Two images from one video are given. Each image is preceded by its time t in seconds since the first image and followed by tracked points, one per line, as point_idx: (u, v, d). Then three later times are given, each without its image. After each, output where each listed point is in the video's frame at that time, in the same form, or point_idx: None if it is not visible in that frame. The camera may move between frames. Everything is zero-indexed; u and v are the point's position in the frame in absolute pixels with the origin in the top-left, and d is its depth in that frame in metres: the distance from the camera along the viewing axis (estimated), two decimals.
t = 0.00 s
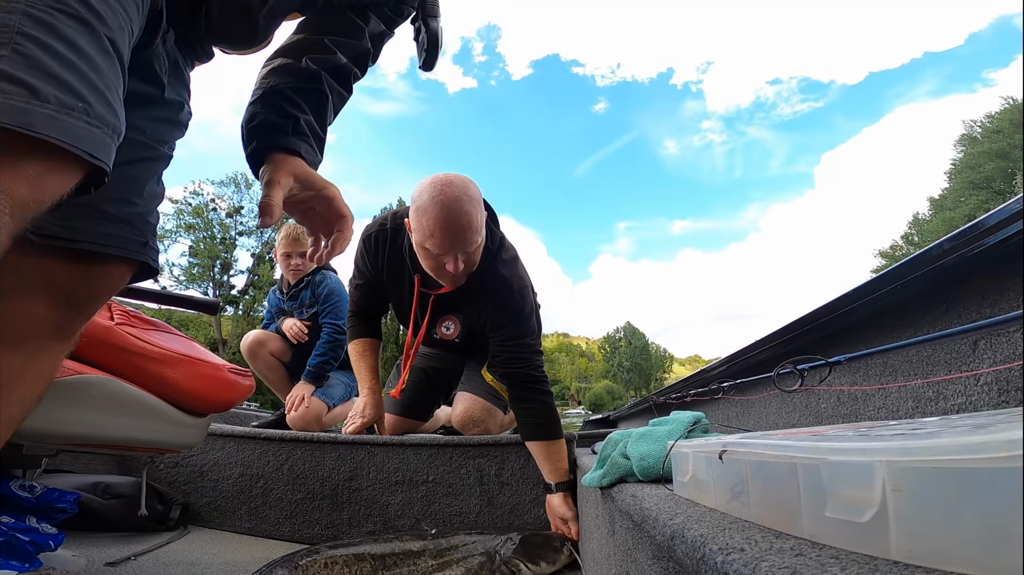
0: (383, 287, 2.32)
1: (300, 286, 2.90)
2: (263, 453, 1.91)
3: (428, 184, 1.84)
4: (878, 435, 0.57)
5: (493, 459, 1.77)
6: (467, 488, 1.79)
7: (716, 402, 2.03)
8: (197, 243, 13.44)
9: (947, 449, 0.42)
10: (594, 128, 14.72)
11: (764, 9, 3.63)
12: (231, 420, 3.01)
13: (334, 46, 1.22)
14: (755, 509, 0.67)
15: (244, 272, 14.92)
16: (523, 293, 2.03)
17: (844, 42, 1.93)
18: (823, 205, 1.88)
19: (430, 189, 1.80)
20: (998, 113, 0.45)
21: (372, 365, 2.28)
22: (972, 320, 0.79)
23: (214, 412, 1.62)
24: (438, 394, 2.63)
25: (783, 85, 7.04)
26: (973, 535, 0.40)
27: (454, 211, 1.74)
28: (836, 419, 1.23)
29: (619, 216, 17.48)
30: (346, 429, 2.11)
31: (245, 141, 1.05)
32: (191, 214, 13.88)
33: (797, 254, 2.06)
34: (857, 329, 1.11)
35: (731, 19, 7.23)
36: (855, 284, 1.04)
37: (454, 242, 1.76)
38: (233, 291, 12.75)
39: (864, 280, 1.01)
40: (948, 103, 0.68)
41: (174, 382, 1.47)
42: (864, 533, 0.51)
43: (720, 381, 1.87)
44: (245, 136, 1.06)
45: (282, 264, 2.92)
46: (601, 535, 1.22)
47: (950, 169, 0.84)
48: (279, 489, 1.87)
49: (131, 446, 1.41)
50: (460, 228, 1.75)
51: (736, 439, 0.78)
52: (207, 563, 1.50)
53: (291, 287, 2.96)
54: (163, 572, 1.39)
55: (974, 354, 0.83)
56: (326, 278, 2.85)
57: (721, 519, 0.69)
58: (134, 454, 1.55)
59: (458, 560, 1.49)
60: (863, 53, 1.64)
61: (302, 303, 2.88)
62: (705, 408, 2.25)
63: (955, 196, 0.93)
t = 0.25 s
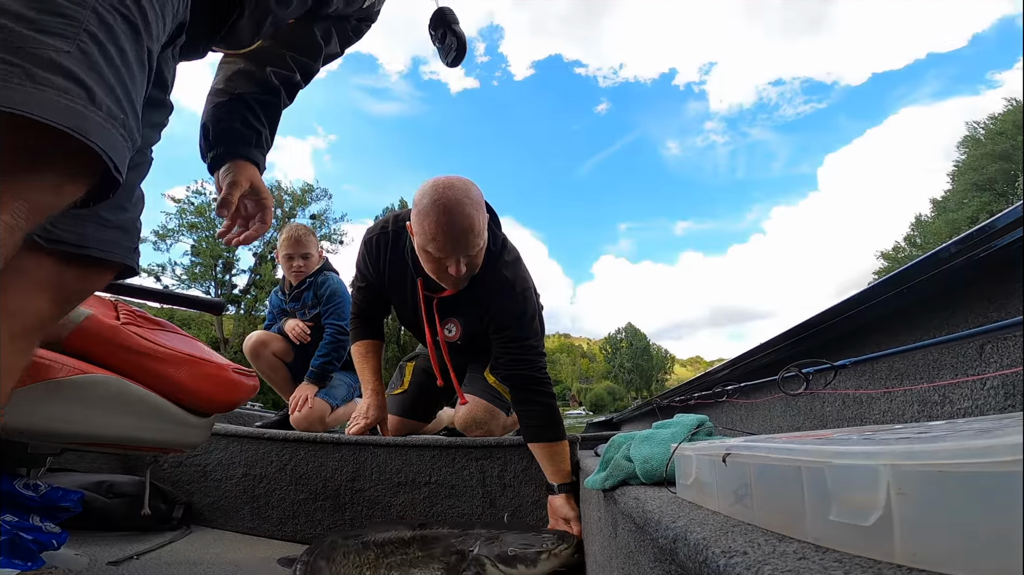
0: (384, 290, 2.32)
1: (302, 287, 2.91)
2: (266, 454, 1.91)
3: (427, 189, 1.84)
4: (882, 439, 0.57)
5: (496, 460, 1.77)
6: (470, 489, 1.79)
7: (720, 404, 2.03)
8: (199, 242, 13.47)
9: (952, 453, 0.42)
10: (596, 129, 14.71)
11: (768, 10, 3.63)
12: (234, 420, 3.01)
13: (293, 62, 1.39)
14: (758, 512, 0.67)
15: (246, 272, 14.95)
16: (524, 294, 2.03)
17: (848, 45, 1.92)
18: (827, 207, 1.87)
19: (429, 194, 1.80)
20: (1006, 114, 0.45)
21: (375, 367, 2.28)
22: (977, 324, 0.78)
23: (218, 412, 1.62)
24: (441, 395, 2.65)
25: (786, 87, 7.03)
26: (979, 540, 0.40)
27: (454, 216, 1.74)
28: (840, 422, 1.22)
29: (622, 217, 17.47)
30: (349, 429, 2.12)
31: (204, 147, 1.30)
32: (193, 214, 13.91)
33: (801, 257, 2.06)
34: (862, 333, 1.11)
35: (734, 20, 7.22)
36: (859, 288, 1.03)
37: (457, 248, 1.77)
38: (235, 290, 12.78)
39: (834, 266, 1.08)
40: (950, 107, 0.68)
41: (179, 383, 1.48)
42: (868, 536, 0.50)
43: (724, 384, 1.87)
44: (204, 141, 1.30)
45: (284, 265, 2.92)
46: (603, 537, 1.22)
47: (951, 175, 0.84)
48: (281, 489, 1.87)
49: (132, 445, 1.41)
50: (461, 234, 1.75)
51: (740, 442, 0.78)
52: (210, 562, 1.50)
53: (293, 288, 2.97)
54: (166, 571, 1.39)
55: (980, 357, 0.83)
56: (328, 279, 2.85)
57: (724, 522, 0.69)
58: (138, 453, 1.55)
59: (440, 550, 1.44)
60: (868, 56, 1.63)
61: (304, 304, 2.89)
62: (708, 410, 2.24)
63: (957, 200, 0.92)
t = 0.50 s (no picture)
0: (386, 290, 2.30)
1: (304, 288, 2.91)
2: (268, 455, 1.91)
3: (433, 181, 1.84)
4: (885, 441, 0.57)
5: (498, 462, 1.78)
6: (471, 490, 1.79)
7: (723, 406, 2.02)
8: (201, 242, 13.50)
9: (956, 454, 0.42)
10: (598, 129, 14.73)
11: (771, 11, 3.62)
12: (237, 421, 3.02)
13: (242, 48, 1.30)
14: (761, 513, 0.67)
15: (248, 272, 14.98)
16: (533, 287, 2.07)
17: (852, 46, 1.92)
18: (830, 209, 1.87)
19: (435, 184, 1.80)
20: (1011, 118, 0.45)
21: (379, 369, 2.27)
22: (982, 325, 0.78)
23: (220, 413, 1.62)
24: (444, 397, 2.67)
25: (789, 87, 7.02)
26: (983, 542, 0.39)
27: (459, 205, 1.74)
28: (843, 424, 1.22)
29: (624, 217, 17.46)
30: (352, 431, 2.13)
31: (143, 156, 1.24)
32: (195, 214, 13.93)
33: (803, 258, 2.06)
34: (865, 335, 1.11)
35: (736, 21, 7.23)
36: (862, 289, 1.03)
37: (462, 238, 1.77)
38: (237, 290, 12.81)
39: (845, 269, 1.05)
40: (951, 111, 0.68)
41: (180, 383, 1.48)
42: (871, 538, 0.50)
43: (726, 385, 1.87)
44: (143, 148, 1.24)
45: (286, 266, 2.92)
46: (606, 538, 1.21)
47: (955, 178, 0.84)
48: (284, 490, 1.87)
49: (133, 446, 1.41)
50: (467, 223, 1.75)
51: (743, 444, 0.77)
52: (212, 563, 1.50)
53: (294, 289, 2.97)
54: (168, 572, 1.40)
55: (983, 358, 0.83)
56: (331, 281, 2.86)
57: (726, 524, 0.69)
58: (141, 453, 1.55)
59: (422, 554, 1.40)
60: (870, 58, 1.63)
61: (306, 305, 2.89)
62: (711, 412, 2.24)
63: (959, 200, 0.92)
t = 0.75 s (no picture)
0: (392, 298, 2.14)
1: (304, 290, 2.90)
2: (270, 456, 1.91)
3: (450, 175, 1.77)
4: (887, 438, 0.57)
5: (500, 462, 1.79)
6: (473, 490, 1.79)
7: (723, 405, 2.03)
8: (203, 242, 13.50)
9: (958, 452, 0.42)
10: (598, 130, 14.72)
11: (772, 12, 3.62)
12: (238, 422, 3.01)
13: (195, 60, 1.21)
14: (763, 512, 0.67)
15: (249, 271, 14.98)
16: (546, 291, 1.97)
17: (850, 46, 1.92)
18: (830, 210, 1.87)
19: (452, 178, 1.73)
20: (1011, 119, 0.45)
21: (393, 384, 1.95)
22: (984, 323, 0.79)
23: (221, 416, 1.62)
24: (447, 399, 2.66)
25: (790, 89, 7.02)
26: (986, 540, 0.39)
27: (475, 198, 1.64)
28: (845, 422, 1.22)
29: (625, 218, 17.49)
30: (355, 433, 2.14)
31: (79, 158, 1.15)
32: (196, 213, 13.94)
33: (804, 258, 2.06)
34: (868, 335, 1.11)
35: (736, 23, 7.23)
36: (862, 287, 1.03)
37: (474, 232, 1.65)
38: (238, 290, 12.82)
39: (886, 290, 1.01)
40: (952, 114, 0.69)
41: (181, 384, 1.47)
42: (874, 536, 0.50)
43: (727, 385, 1.87)
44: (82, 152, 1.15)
45: (286, 267, 2.92)
46: (608, 538, 1.21)
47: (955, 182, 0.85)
48: (286, 491, 1.88)
49: (134, 447, 1.40)
50: (481, 217, 1.64)
51: (744, 442, 0.77)
52: (215, 564, 1.50)
53: (295, 291, 2.96)
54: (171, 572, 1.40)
55: (985, 356, 0.83)
56: (331, 282, 2.87)
57: (729, 523, 0.69)
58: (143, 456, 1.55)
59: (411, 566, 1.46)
60: (871, 59, 1.63)
61: (307, 306, 2.89)
62: (712, 412, 2.24)
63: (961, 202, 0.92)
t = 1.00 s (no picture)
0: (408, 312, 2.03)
1: (304, 291, 2.90)
2: (271, 456, 1.91)
3: (466, 188, 1.84)
4: (888, 437, 0.57)
5: (501, 461, 1.80)
6: (474, 490, 1.79)
7: (723, 405, 2.03)
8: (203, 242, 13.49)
9: (958, 450, 0.42)
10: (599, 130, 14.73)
11: (772, 13, 3.62)
12: (238, 423, 3.01)
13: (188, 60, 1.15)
14: (765, 511, 0.67)
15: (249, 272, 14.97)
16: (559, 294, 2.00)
17: (848, 47, 1.93)
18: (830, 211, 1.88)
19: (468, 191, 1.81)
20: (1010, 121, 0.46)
21: (413, 444, 1.74)
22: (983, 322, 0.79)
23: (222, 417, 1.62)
24: (447, 399, 2.64)
25: (791, 90, 7.03)
26: (986, 539, 0.39)
27: (490, 212, 1.72)
28: (846, 421, 1.22)
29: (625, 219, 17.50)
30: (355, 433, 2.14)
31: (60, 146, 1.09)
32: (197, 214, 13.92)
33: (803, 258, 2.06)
34: (869, 336, 1.11)
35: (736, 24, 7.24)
36: (861, 286, 1.04)
37: (488, 245, 1.72)
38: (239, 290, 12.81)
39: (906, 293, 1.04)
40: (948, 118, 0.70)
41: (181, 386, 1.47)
42: (875, 535, 0.51)
43: (727, 385, 1.88)
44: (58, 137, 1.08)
45: (285, 267, 2.92)
46: (609, 538, 1.21)
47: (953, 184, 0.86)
48: (287, 492, 1.88)
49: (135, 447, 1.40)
50: (495, 231, 1.71)
51: (744, 441, 0.78)
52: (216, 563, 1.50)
53: (294, 292, 2.96)
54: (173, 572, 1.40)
55: (985, 354, 0.83)
56: (330, 282, 2.87)
57: (730, 522, 0.69)
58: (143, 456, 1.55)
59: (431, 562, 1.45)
60: (870, 60, 1.64)
61: (307, 307, 2.89)
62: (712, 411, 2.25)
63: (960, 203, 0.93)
